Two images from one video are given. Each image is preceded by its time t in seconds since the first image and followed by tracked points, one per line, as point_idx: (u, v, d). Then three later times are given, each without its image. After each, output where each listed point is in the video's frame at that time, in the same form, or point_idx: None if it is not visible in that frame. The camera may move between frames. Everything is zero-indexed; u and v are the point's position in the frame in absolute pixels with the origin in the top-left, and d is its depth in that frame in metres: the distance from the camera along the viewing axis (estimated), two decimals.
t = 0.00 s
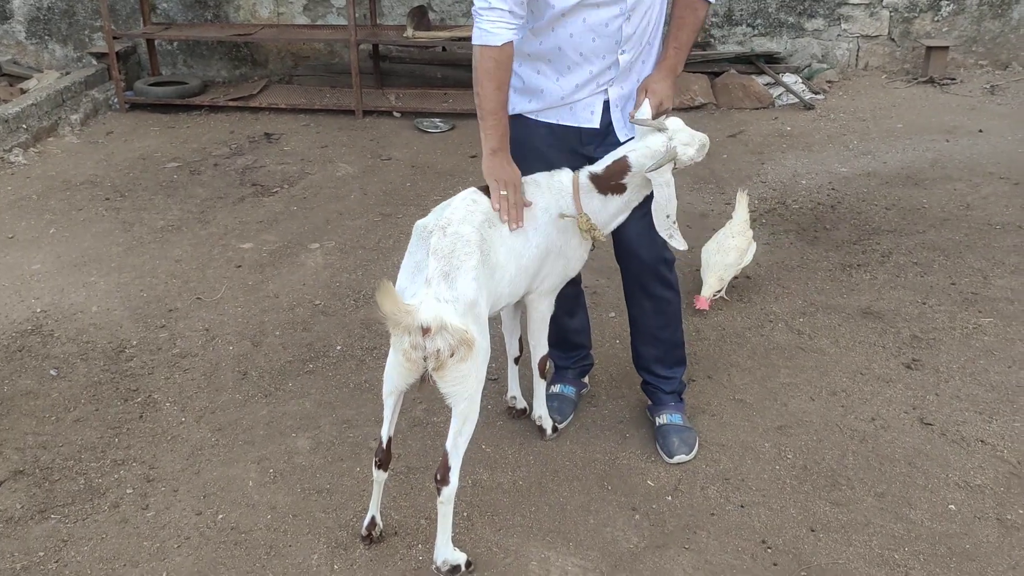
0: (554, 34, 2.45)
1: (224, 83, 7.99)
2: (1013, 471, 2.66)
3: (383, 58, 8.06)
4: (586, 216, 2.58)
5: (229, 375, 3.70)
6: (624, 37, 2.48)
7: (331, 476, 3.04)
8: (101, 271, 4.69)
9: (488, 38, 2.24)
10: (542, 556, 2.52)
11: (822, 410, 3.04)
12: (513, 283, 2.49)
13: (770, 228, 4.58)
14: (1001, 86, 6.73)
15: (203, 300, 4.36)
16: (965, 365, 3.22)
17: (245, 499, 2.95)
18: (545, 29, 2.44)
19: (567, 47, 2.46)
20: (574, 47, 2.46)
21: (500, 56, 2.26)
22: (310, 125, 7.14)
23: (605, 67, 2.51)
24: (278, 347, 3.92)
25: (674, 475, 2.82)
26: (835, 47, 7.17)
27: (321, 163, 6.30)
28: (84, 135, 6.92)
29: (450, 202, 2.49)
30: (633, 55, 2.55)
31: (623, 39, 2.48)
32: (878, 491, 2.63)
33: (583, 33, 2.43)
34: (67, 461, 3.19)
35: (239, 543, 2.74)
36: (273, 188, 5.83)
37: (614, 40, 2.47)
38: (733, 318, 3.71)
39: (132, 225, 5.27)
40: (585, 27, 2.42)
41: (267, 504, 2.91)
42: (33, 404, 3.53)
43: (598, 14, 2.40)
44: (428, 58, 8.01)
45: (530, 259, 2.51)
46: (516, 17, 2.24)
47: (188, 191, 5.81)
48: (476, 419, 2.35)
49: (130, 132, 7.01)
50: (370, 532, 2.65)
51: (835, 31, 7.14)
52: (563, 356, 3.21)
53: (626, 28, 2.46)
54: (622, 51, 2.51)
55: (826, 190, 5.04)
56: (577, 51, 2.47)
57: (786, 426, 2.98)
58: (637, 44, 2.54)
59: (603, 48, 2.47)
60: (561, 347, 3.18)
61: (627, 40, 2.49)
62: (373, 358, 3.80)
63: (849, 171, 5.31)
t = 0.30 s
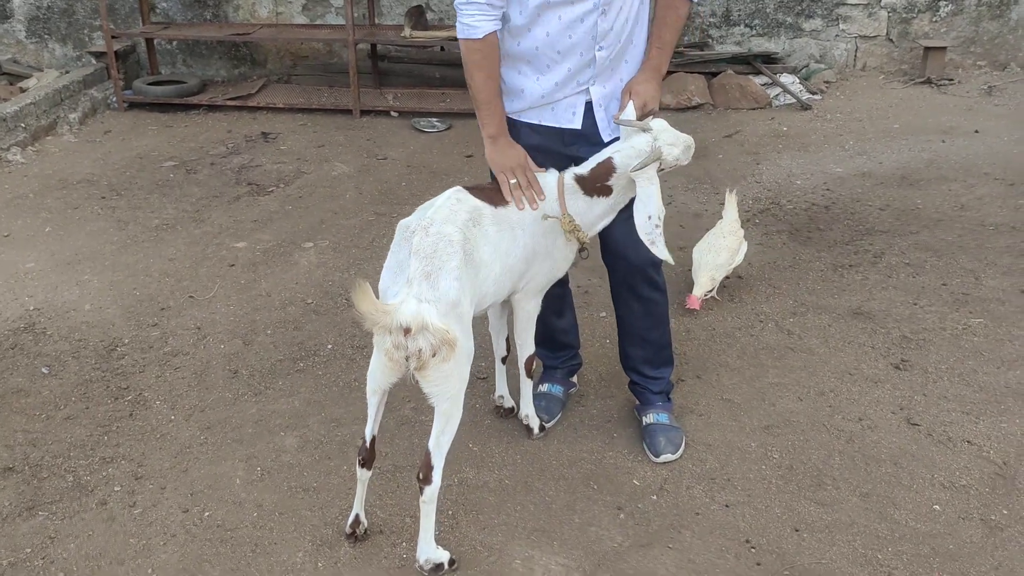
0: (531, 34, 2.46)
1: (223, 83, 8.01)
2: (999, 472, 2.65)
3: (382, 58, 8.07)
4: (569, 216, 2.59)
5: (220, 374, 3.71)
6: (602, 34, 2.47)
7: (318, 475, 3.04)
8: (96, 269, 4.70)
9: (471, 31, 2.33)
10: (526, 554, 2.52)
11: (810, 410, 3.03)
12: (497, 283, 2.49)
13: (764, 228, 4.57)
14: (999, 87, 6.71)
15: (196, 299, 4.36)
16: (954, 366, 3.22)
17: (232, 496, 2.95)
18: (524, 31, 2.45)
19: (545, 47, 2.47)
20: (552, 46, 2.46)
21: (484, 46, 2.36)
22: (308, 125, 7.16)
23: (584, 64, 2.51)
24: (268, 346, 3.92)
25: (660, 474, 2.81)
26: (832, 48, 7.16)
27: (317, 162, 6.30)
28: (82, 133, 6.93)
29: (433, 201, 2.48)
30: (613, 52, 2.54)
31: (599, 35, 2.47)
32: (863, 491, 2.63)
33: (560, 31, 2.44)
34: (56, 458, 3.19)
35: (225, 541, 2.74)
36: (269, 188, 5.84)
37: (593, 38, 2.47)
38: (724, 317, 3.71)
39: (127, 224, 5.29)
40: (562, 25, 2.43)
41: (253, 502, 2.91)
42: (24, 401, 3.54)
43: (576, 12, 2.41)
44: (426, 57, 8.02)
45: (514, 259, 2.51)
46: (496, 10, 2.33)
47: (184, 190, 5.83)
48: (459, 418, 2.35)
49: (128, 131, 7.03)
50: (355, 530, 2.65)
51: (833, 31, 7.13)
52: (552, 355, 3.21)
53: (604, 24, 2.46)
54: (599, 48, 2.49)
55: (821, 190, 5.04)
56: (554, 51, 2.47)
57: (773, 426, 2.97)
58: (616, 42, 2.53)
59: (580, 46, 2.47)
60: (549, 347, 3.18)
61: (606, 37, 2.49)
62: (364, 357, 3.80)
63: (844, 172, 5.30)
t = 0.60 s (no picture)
0: (519, 23, 2.50)
1: (234, 78, 8.04)
2: (1001, 472, 2.62)
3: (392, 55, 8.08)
4: (568, 214, 2.59)
5: (223, 367, 3.72)
6: (592, 22, 2.46)
7: (317, 467, 3.05)
8: (103, 262, 4.73)
9: (450, 9, 2.38)
10: (523, 549, 2.52)
11: (812, 408, 3.01)
12: (495, 276, 2.48)
13: (771, 226, 4.54)
14: (1014, 87, 6.64)
15: (202, 292, 4.39)
16: (960, 365, 3.18)
17: (232, 488, 2.96)
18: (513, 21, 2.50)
19: (536, 37, 2.49)
20: (542, 36, 2.48)
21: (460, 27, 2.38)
22: (317, 121, 7.18)
23: (576, 54, 2.50)
24: (272, 339, 3.94)
25: (659, 471, 2.80)
26: (845, 46, 7.11)
27: (326, 158, 6.32)
28: (93, 128, 6.98)
29: (430, 195, 2.48)
30: (607, 44, 2.52)
31: (589, 24, 2.45)
32: (863, 490, 2.61)
33: (549, 20, 2.45)
34: (59, 448, 3.22)
35: (223, 531, 2.75)
36: (277, 183, 5.86)
37: (583, 27, 2.46)
38: (728, 315, 3.68)
39: (135, 217, 5.32)
40: (551, 14, 2.44)
41: (252, 494, 2.92)
42: (29, 392, 3.57)
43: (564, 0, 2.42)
44: (437, 54, 8.02)
45: (511, 252, 2.51)
46: None
47: (192, 185, 5.85)
48: (457, 411, 2.34)
49: (139, 126, 7.07)
50: (352, 523, 2.65)
51: (845, 30, 7.07)
52: (553, 352, 3.19)
53: (595, 12, 2.44)
54: (590, 37, 2.48)
55: (830, 189, 5.00)
56: (545, 40, 2.48)
57: (774, 424, 2.95)
58: (611, 34, 2.51)
59: (571, 35, 2.47)
60: (549, 343, 3.17)
61: (598, 26, 2.47)
62: (367, 351, 3.80)
63: (854, 171, 5.25)
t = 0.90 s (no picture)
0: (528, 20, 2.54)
1: (247, 78, 8.12)
2: (1004, 468, 2.63)
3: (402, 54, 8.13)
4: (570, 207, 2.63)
5: (233, 361, 3.77)
6: (598, 13, 2.49)
7: (325, 460, 3.09)
8: (116, 259, 4.80)
9: (470, 18, 2.44)
10: (526, 541, 2.55)
11: (816, 404, 3.03)
12: (498, 271, 2.51)
13: (778, 224, 4.55)
14: None
15: (213, 288, 4.44)
16: (965, 362, 3.19)
17: (241, 480, 3.01)
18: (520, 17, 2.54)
19: (543, 31, 2.53)
20: (548, 29, 2.51)
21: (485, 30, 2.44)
22: (328, 120, 7.24)
23: (583, 46, 2.53)
24: (282, 335, 3.98)
25: (661, 465, 2.82)
26: (855, 45, 7.09)
27: (336, 156, 6.37)
28: (107, 126, 7.07)
29: (434, 191, 2.51)
30: (614, 36, 2.55)
31: (594, 15, 2.49)
32: (865, 484, 2.63)
33: (556, 14, 2.49)
34: (72, 440, 3.27)
35: (232, 522, 2.80)
36: (288, 181, 5.91)
37: (589, 18, 2.50)
38: (733, 312, 3.70)
39: (148, 215, 5.39)
40: (556, 7, 2.48)
41: (261, 485, 2.97)
42: (43, 385, 3.63)
43: None
44: (447, 54, 8.07)
45: (515, 248, 2.54)
46: None
47: (204, 182, 5.92)
48: (461, 404, 2.37)
49: (152, 125, 7.15)
50: (358, 514, 2.69)
51: (855, 29, 7.06)
52: (558, 347, 3.22)
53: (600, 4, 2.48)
54: (597, 28, 2.51)
55: (838, 188, 5.00)
56: (551, 33, 2.52)
57: (778, 419, 2.97)
58: (617, 26, 2.54)
59: (577, 27, 2.51)
60: (554, 339, 3.19)
61: (604, 17, 2.51)
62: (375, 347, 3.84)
63: (862, 170, 5.25)
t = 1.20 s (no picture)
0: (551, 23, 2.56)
1: (258, 76, 8.20)
2: (1003, 459, 2.67)
3: (413, 53, 8.20)
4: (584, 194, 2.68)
5: (245, 353, 3.84)
6: (615, 12, 2.53)
7: (334, 449, 3.15)
8: (130, 253, 4.88)
9: (510, 36, 2.44)
10: (532, 527, 2.61)
11: (818, 397, 3.07)
12: (505, 263, 2.57)
13: (785, 221, 4.58)
14: None
15: (225, 282, 4.51)
16: (967, 357, 3.22)
17: (253, 467, 3.07)
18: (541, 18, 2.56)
19: (564, 31, 2.56)
20: (568, 30, 2.55)
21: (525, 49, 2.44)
22: (339, 117, 7.31)
23: (601, 44, 2.58)
24: (293, 328, 4.05)
25: (664, 455, 2.87)
26: (863, 44, 7.11)
27: (347, 154, 6.44)
28: (121, 124, 7.16)
29: (442, 184, 2.57)
30: (631, 32, 2.60)
31: (614, 14, 2.53)
32: (866, 475, 2.67)
33: (576, 15, 2.53)
34: (88, 429, 3.35)
35: (244, 508, 2.86)
36: (299, 177, 5.99)
37: (606, 16, 2.54)
38: (738, 307, 3.74)
39: (162, 211, 5.47)
40: (577, 8, 2.52)
41: (272, 473, 3.03)
42: (60, 375, 3.71)
43: None
44: (456, 52, 8.12)
45: (522, 240, 2.59)
46: (528, 11, 2.43)
47: (216, 179, 6.00)
48: (467, 391, 2.43)
49: (165, 122, 7.24)
50: (367, 501, 2.75)
51: (863, 28, 7.07)
52: (564, 340, 3.27)
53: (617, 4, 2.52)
54: (615, 26, 2.56)
55: (844, 185, 5.03)
56: (572, 33, 2.56)
57: (780, 412, 3.01)
58: (635, 22, 2.59)
59: (596, 27, 2.55)
60: (560, 331, 3.24)
61: (621, 15, 2.54)
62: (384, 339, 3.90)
63: (869, 167, 5.27)
